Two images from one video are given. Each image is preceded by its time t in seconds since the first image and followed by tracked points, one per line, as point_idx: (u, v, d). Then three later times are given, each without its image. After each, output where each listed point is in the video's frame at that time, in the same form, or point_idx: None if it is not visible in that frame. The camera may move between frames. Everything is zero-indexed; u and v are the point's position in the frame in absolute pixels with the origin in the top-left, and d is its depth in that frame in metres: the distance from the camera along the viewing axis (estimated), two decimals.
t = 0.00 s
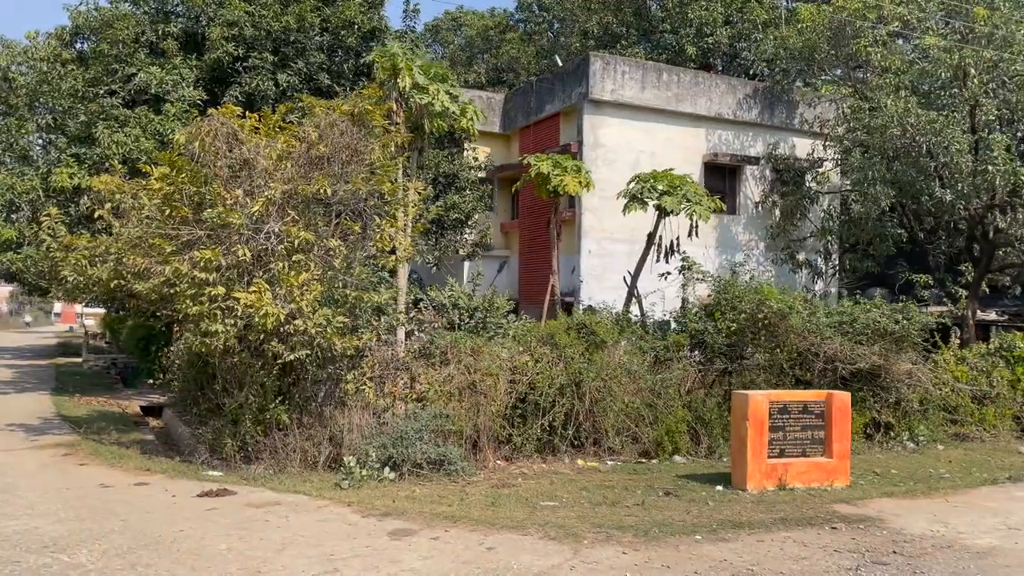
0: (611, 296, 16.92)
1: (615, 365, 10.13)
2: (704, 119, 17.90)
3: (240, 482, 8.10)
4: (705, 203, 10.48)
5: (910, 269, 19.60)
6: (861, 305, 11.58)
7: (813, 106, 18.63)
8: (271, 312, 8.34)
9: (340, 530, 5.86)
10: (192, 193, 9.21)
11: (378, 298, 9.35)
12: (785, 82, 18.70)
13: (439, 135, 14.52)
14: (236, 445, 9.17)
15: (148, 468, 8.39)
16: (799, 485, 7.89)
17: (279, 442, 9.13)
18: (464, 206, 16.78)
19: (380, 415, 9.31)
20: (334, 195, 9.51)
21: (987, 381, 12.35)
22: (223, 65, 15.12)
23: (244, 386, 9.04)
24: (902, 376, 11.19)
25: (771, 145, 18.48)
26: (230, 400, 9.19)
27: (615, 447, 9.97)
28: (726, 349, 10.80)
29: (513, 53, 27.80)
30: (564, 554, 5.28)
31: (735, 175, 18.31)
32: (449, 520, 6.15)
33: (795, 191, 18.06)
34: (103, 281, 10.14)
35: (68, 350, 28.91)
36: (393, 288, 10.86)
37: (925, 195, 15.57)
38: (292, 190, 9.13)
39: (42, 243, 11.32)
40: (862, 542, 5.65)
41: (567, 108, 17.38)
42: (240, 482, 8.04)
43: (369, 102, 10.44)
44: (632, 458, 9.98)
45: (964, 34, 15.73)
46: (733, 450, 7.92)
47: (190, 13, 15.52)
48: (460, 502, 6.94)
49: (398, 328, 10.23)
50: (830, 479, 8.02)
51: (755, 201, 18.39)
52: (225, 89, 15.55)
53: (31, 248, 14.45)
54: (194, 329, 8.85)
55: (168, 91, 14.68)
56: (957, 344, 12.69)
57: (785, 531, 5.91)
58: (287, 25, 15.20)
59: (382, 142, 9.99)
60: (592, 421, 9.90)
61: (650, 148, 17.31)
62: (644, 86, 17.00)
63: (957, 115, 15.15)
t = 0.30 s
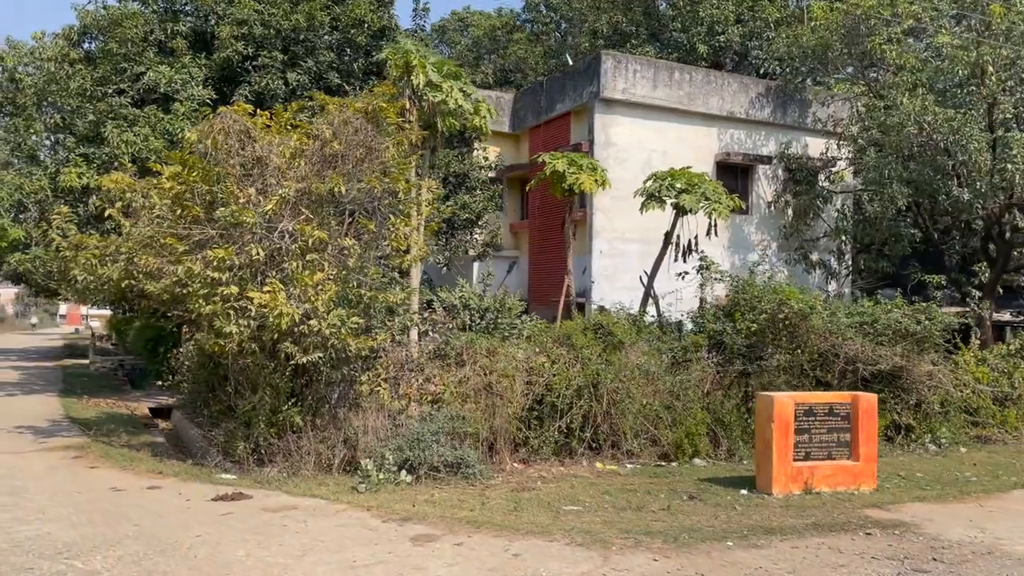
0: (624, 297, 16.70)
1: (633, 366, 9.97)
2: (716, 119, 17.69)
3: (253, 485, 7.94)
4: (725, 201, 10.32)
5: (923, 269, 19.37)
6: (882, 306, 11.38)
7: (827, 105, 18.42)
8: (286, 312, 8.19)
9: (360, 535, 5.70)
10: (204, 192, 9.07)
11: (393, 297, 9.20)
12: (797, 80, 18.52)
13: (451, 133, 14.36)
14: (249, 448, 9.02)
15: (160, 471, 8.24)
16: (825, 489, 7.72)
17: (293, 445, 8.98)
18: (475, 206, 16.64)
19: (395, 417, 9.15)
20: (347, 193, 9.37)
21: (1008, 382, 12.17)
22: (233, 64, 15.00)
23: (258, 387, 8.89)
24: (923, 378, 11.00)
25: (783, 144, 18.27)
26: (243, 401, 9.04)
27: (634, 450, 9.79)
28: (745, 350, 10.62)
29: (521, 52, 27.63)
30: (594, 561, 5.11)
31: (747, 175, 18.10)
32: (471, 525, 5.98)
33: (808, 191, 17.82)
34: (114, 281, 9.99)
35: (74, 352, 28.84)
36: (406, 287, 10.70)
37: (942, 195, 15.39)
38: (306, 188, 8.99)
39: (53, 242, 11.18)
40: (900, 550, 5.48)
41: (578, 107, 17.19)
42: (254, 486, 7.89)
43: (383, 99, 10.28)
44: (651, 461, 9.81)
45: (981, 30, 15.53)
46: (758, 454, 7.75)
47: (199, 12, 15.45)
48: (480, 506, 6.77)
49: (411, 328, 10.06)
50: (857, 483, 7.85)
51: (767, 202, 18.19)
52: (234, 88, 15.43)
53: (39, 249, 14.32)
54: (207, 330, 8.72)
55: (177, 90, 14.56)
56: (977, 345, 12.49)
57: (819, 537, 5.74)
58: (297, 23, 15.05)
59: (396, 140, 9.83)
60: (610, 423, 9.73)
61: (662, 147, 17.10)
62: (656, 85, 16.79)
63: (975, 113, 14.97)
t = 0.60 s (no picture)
0: (635, 300, 16.40)
1: (651, 370, 9.80)
2: (728, 120, 17.42)
3: (267, 492, 7.79)
4: (744, 203, 10.18)
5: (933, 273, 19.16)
6: (903, 309, 11.17)
7: (840, 106, 18.19)
8: (300, 315, 8.04)
9: (381, 546, 5.55)
10: (216, 194, 8.93)
11: (408, 300, 9.06)
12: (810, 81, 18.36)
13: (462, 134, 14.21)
14: (261, 453, 8.85)
15: (172, 477, 8.09)
16: (852, 497, 7.55)
17: (306, 451, 8.83)
18: (485, 207, 16.49)
19: (409, 423, 8.99)
20: (361, 194, 9.22)
21: None
22: (242, 64, 14.86)
23: (271, 392, 8.75)
24: (944, 383, 10.80)
25: (796, 145, 18.00)
26: (256, 406, 8.89)
27: (652, 457, 9.62)
28: (765, 354, 10.45)
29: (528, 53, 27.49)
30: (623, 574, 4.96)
31: (759, 176, 17.89)
32: (494, 535, 5.83)
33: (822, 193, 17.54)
34: (124, 283, 9.85)
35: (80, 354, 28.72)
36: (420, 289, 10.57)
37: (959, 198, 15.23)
38: (319, 189, 8.86)
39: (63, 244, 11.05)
40: (940, 562, 5.31)
41: (588, 109, 16.93)
42: (269, 492, 7.73)
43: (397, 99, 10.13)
44: (670, 468, 9.63)
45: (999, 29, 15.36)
46: (783, 461, 7.59)
47: (207, 12, 15.29)
48: (501, 515, 6.61)
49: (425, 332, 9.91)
50: (884, 491, 7.67)
51: (779, 203, 17.97)
52: (243, 89, 15.29)
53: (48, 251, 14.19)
54: (220, 333, 8.57)
55: (186, 90, 14.46)
56: (998, 349, 12.29)
57: (853, 549, 5.56)
58: (307, 23, 14.91)
59: (410, 140, 9.67)
60: (628, 429, 9.56)
61: (673, 149, 16.83)
62: (667, 85, 16.52)
63: (993, 114, 14.82)
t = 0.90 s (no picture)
0: (645, 302, 16.08)
1: (667, 372, 9.64)
2: (738, 120, 17.06)
3: (279, 495, 7.63)
4: (762, 201, 10.02)
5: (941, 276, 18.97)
6: (922, 310, 10.99)
7: (852, 105, 17.90)
8: (313, 315, 7.89)
9: (401, 552, 5.40)
10: (225, 192, 8.78)
11: (421, 301, 8.90)
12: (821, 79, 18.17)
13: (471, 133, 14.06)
14: (272, 456, 8.70)
15: (183, 480, 7.94)
16: (877, 502, 7.39)
17: (318, 453, 8.67)
18: (494, 207, 16.33)
19: (422, 425, 8.83)
20: (373, 193, 9.06)
21: None
22: (249, 62, 14.73)
23: (282, 393, 8.59)
24: (963, 386, 10.61)
25: (807, 145, 17.64)
26: (267, 408, 8.74)
27: (669, 460, 9.45)
28: (783, 356, 10.31)
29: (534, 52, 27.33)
30: None
31: (769, 177, 17.54)
32: (515, 542, 5.67)
33: (833, 193, 17.22)
34: (132, 283, 9.70)
35: (83, 355, 28.60)
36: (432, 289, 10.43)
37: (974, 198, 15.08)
38: (330, 188, 8.70)
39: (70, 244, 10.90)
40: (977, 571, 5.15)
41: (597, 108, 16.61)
42: (281, 496, 7.58)
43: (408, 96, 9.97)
44: (687, 471, 9.46)
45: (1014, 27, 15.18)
46: (806, 465, 7.43)
47: (214, 10, 15.14)
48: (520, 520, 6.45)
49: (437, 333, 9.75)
50: (909, 496, 7.50)
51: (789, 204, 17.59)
52: (250, 87, 15.16)
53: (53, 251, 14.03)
54: (230, 334, 8.41)
55: (193, 89, 14.31)
56: (1015, 351, 12.10)
57: (886, 557, 5.40)
58: (314, 21, 14.75)
59: (423, 138, 9.51)
60: (644, 432, 9.39)
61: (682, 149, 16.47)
62: (677, 85, 16.16)
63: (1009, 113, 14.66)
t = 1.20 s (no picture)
0: (653, 304, 15.87)
1: (683, 375, 9.46)
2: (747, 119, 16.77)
3: (290, 501, 7.46)
4: (779, 201, 9.87)
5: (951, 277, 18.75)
6: (941, 312, 10.83)
7: (863, 104, 17.62)
8: (324, 317, 7.72)
9: (420, 563, 5.22)
10: (234, 191, 8.60)
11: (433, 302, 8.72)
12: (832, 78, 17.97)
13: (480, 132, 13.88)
14: (282, 461, 8.52)
15: (191, 486, 7.77)
16: (903, 509, 7.21)
17: (328, 458, 8.49)
18: (502, 207, 16.15)
19: (434, 429, 8.66)
20: (384, 192, 8.88)
21: None
22: (254, 61, 14.57)
23: (292, 397, 8.42)
24: (982, 389, 10.41)
25: (816, 145, 17.34)
26: (276, 412, 8.56)
27: (685, 465, 9.28)
28: (800, 358, 10.14)
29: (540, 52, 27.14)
30: None
31: (778, 176, 17.25)
32: (537, 552, 5.49)
33: (843, 193, 16.94)
34: (139, 284, 9.53)
35: (85, 356, 28.45)
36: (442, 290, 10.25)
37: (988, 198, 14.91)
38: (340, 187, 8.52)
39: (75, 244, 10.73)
40: None
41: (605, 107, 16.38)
42: (292, 502, 7.42)
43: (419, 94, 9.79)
44: (703, 476, 9.29)
45: None
46: (830, 470, 7.26)
47: (219, 8, 14.96)
48: (539, 529, 6.28)
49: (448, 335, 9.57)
50: (935, 502, 7.33)
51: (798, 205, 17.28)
52: (256, 86, 15.01)
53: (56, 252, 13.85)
54: (239, 336, 8.24)
55: (198, 88, 14.15)
56: None
57: (922, 569, 5.23)
58: (321, 19, 14.57)
59: (434, 137, 9.33)
60: (660, 436, 9.21)
61: (691, 148, 16.23)
62: (686, 84, 15.91)
63: None
